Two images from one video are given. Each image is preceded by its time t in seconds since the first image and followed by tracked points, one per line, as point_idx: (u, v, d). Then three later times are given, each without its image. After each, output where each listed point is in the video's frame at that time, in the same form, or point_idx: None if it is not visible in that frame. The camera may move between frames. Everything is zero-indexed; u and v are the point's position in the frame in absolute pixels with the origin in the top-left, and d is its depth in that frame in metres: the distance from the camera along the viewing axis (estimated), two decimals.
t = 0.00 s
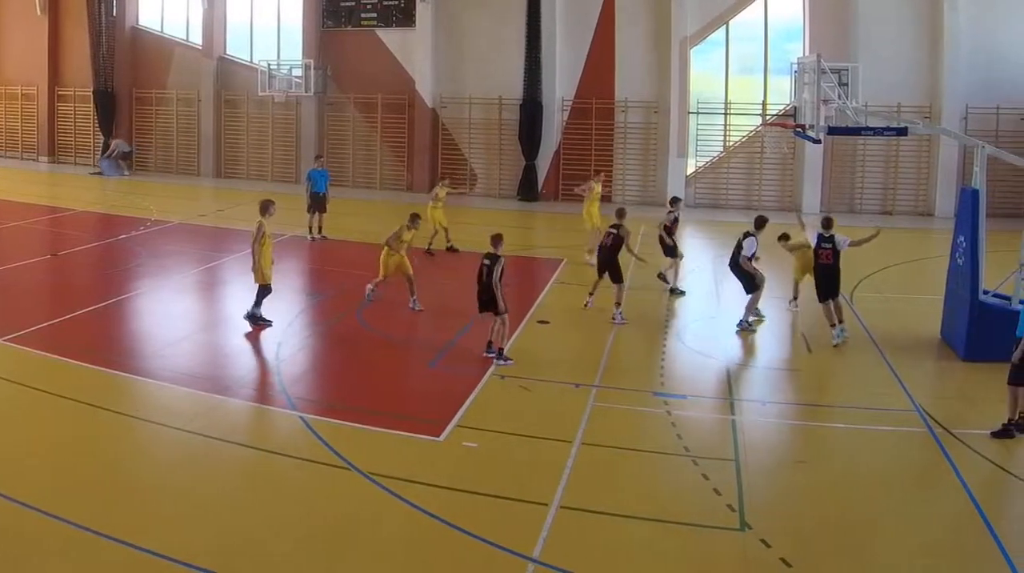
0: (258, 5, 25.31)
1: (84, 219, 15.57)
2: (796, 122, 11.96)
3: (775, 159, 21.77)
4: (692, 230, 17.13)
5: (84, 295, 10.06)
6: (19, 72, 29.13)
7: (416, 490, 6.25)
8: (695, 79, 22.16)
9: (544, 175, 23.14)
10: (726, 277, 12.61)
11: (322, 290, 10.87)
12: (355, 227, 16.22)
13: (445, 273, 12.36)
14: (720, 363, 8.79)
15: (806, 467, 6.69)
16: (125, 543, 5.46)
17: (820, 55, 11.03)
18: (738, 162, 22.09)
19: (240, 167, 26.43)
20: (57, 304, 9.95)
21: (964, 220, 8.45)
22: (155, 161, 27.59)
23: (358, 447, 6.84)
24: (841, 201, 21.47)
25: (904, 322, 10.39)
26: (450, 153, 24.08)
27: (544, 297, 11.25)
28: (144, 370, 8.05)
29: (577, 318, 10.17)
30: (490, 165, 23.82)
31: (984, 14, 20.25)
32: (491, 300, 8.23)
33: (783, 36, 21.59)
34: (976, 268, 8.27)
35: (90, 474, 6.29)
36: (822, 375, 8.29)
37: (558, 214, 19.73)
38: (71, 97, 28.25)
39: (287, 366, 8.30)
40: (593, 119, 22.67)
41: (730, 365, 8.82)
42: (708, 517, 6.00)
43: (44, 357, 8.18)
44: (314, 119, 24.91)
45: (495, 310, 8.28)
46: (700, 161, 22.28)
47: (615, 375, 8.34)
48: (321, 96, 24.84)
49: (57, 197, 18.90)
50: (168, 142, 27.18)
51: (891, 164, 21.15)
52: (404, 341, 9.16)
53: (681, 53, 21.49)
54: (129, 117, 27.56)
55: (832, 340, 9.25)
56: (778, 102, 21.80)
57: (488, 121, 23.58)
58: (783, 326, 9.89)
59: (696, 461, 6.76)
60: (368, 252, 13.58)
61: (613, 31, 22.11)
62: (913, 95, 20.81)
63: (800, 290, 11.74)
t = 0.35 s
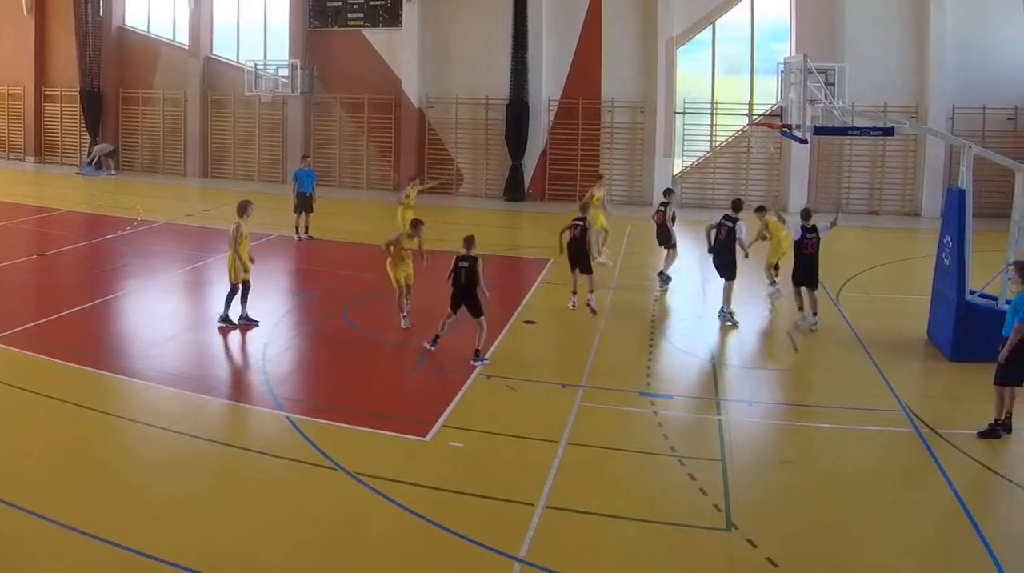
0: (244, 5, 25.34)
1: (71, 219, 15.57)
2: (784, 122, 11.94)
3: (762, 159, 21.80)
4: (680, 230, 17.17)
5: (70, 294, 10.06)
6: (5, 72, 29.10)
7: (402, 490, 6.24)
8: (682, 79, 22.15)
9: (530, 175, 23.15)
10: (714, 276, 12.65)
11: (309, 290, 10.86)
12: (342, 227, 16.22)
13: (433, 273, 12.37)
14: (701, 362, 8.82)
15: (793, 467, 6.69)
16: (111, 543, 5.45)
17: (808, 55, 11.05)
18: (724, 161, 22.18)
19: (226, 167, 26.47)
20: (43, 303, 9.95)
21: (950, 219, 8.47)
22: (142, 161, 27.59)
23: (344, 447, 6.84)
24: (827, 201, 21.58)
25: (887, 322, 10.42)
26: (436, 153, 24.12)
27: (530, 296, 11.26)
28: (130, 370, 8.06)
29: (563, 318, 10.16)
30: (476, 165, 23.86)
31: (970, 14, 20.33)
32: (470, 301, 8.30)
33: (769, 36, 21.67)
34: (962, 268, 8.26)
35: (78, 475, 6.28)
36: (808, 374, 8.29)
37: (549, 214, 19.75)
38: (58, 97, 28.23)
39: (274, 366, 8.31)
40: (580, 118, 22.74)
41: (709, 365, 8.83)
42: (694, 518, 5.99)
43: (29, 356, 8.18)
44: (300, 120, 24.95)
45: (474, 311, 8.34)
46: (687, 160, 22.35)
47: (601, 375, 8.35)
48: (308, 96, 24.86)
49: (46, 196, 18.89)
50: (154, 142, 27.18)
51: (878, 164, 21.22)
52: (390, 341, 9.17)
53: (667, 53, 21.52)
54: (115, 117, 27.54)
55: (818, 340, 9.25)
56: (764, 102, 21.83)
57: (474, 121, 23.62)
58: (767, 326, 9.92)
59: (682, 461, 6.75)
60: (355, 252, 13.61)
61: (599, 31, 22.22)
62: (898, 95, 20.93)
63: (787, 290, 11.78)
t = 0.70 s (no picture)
0: (230, 5, 25.36)
1: (57, 219, 15.56)
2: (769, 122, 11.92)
3: (748, 159, 21.99)
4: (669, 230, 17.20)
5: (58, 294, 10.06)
6: None
7: (389, 491, 6.24)
8: (668, 79, 22.25)
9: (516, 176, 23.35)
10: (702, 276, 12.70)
11: (296, 291, 10.87)
12: (328, 227, 16.25)
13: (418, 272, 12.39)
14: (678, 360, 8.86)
15: (779, 467, 6.69)
16: (98, 543, 5.45)
17: (795, 55, 11.05)
18: (711, 160, 22.35)
19: (212, 167, 26.53)
20: (29, 303, 9.95)
21: (937, 219, 8.47)
22: (128, 161, 27.59)
23: (332, 447, 6.84)
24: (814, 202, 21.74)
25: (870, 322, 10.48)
26: (422, 154, 24.21)
27: (517, 296, 11.24)
28: (117, 370, 8.06)
29: (551, 319, 10.16)
30: (462, 164, 23.99)
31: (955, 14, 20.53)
32: (443, 288, 8.66)
33: (756, 36, 21.83)
34: (949, 268, 8.28)
35: (68, 474, 6.29)
36: (796, 375, 8.28)
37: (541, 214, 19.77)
38: (44, 97, 28.21)
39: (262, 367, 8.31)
40: (566, 119, 22.83)
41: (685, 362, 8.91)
42: (681, 518, 5.99)
43: (15, 356, 8.17)
44: (286, 120, 24.99)
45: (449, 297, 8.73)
46: (673, 161, 22.57)
47: (589, 375, 8.34)
48: (294, 96, 24.90)
49: (34, 197, 18.87)
50: (141, 142, 27.17)
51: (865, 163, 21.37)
52: (377, 341, 9.18)
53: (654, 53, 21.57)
54: (102, 117, 27.51)
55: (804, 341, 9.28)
56: (751, 101, 22.09)
57: (461, 122, 23.73)
58: (740, 325, 10.02)
59: (669, 461, 6.75)
60: (342, 252, 13.60)
61: (585, 32, 22.31)
62: (885, 94, 21.03)
63: (773, 289, 11.82)
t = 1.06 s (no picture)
0: (217, 5, 25.45)
1: (44, 219, 15.56)
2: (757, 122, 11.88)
3: (735, 160, 22.12)
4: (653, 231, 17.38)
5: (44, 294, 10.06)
6: None
7: (376, 490, 6.23)
8: (655, 80, 22.27)
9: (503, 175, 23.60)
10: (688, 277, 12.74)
11: (283, 290, 10.86)
12: (313, 227, 16.26)
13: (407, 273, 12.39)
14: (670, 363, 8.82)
15: (766, 467, 6.69)
16: (86, 544, 5.44)
17: (782, 55, 11.02)
18: (697, 161, 22.44)
19: (199, 167, 26.58)
20: (17, 303, 9.95)
21: (924, 220, 8.47)
22: (115, 161, 27.58)
23: (318, 447, 6.84)
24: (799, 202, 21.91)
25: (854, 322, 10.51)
26: (409, 154, 24.39)
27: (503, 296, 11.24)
28: (104, 370, 8.06)
29: (537, 319, 10.17)
30: (449, 165, 24.22)
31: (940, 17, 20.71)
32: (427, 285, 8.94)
33: (743, 36, 21.86)
34: (935, 268, 8.28)
35: (55, 474, 6.28)
36: (783, 375, 8.29)
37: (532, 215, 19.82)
38: (31, 98, 28.20)
39: (248, 367, 8.31)
40: (552, 119, 23.08)
41: (659, 360, 8.95)
42: (668, 518, 5.99)
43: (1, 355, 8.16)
44: (273, 120, 25.06)
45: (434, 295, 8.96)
46: (659, 161, 22.58)
47: (575, 375, 8.35)
48: (280, 96, 24.99)
49: (23, 196, 18.83)
50: (128, 142, 27.18)
51: (851, 164, 21.55)
52: (364, 342, 9.18)
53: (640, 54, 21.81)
54: (88, 117, 27.51)
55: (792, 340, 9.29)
56: (739, 102, 22.03)
57: (447, 123, 24.00)
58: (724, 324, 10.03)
59: (655, 461, 6.75)
60: (328, 252, 13.61)
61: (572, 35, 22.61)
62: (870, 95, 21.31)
63: (759, 289, 11.84)
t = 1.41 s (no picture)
0: (203, 5, 25.50)
1: (30, 219, 15.55)
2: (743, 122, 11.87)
3: (722, 159, 22.37)
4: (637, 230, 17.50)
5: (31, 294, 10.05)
6: None
7: (363, 490, 6.23)
8: (641, 79, 22.50)
9: (489, 176, 23.74)
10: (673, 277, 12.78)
11: (270, 290, 10.86)
12: (300, 227, 16.27)
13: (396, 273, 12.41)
14: (665, 363, 8.83)
15: (752, 467, 6.69)
16: (73, 544, 5.44)
17: (768, 55, 11.01)
18: (684, 161, 22.67)
19: (186, 167, 26.63)
20: (3, 303, 9.94)
21: (910, 220, 8.48)
22: (102, 161, 27.57)
23: (304, 447, 6.84)
24: (787, 201, 22.23)
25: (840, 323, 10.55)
26: (396, 153, 24.54)
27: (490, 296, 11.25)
28: (90, 370, 8.07)
29: (523, 319, 10.17)
30: (436, 166, 24.36)
31: (928, 15, 20.99)
32: (391, 285, 9.08)
33: (730, 36, 22.02)
34: (921, 267, 8.30)
35: (42, 475, 6.28)
36: (768, 375, 8.30)
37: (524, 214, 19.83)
38: (18, 98, 28.18)
39: (235, 366, 8.32)
40: (540, 118, 23.23)
41: (637, 357, 9.04)
42: (654, 518, 5.98)
43: None
44: (261, 120, 25.12)
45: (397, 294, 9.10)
46: (646, 161, 22.81)
47: (561, 375, 8.36)
48: (267, 96, 25.06)
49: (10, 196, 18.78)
50: (114, 142, 27.17)
51: (838, 164, 21.85)
52: (351, 341, 9.19)
53: (626, 54, 22.06)
54: (74, 117, 27.49)
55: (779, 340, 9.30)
56: (724, 101, 22.20)
57: (434, 123, 24.14)
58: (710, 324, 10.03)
59: (641, 460, 6.76)
60: (314, 252, 13.62)
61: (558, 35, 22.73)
62: (857, 96, 21.53)
63: (746, 289, 11.87)
